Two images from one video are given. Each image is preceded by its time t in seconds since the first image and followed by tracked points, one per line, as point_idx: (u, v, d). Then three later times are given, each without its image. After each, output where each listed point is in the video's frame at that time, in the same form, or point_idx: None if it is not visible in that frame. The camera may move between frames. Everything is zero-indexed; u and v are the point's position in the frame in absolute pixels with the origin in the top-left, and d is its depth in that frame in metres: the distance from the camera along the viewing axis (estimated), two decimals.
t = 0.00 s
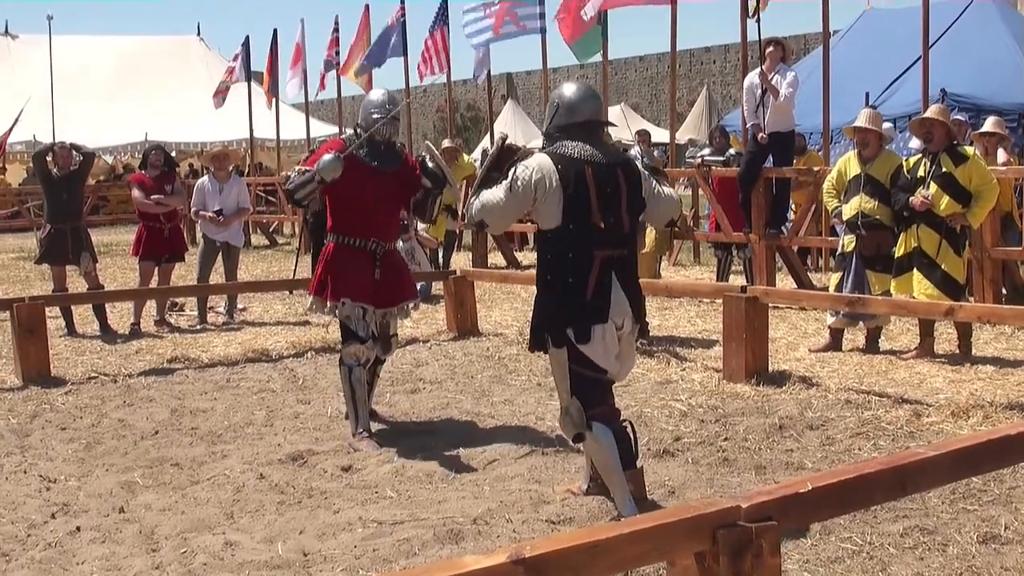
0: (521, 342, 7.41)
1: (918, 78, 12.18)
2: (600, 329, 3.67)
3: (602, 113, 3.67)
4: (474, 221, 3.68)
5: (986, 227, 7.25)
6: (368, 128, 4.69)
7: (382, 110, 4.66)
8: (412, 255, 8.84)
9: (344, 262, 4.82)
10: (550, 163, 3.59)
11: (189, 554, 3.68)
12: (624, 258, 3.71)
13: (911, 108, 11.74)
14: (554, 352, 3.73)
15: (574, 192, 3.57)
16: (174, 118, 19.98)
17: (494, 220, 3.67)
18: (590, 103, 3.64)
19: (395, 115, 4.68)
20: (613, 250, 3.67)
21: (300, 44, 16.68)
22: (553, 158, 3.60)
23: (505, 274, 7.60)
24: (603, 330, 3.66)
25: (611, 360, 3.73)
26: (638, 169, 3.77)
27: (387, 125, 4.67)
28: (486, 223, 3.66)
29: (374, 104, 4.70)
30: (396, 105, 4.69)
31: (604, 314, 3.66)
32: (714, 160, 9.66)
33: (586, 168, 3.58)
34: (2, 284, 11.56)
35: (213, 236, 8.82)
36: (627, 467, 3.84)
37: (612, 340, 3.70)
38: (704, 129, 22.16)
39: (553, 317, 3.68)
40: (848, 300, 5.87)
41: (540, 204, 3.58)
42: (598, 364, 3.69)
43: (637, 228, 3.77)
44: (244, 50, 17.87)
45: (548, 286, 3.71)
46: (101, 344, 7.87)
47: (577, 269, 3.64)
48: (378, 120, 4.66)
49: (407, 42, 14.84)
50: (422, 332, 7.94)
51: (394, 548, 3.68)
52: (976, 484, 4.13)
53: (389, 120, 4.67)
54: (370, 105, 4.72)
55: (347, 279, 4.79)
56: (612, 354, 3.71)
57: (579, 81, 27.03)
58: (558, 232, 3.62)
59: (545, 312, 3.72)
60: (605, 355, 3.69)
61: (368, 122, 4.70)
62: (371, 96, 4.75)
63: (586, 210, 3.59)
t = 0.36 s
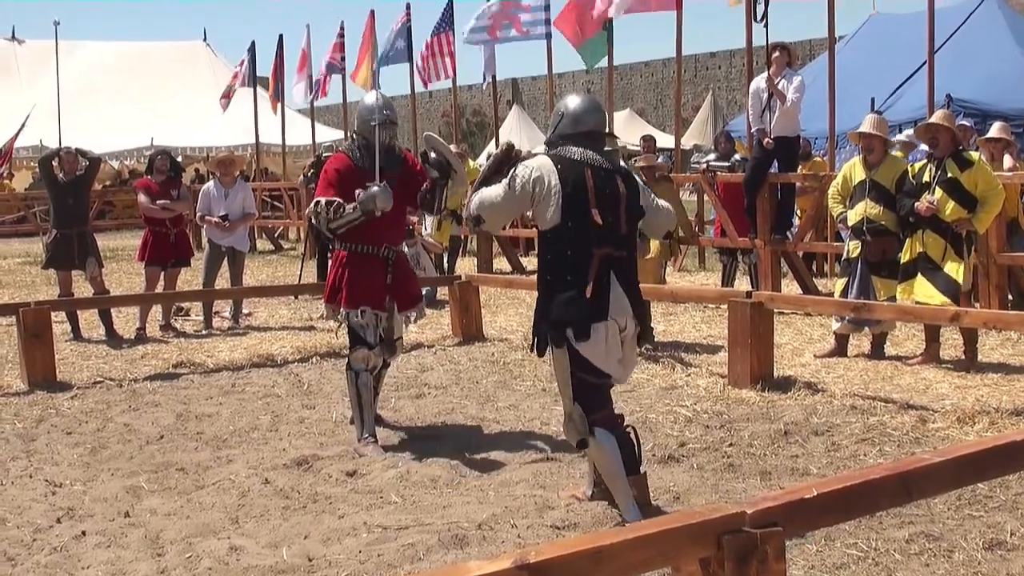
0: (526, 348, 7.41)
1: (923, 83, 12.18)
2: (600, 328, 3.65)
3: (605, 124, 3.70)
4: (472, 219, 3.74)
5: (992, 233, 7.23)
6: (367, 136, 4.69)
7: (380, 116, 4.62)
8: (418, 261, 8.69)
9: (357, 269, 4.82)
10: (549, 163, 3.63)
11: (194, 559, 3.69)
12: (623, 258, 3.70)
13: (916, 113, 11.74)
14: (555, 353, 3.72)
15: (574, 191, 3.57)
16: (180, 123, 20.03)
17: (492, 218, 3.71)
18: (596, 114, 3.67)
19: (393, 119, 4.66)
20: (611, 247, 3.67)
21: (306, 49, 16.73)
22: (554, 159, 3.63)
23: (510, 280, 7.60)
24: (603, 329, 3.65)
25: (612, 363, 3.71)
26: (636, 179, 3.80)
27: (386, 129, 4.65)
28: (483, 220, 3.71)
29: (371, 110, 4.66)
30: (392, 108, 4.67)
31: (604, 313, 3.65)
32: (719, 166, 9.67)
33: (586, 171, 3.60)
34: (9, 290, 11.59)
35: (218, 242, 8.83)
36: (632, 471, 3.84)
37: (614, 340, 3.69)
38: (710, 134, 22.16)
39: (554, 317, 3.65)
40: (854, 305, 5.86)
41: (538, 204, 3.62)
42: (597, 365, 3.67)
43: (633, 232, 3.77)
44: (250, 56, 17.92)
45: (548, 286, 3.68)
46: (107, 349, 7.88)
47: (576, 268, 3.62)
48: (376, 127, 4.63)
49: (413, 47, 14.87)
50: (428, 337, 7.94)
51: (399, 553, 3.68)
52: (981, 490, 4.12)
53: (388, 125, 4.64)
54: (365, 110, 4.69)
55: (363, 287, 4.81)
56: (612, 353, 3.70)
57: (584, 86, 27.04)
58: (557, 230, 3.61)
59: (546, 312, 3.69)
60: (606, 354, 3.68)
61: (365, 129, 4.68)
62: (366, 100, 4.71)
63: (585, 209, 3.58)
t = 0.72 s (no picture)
0: (532, 353, 7.41)
1: (929, 89, 12.17)
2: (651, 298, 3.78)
3: (608, 132, 3.76)
4: (535, 198, 3.40)
5: (998, 238, 7.22)
6: (383, 147, 4.73)
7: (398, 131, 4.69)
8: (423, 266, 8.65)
9: (361, 272, 4.84)
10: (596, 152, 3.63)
11: (200, 564, 3.69)
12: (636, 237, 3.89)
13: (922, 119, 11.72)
14: (578, 344, 3.67)
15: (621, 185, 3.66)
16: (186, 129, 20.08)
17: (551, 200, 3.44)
18: (602, 121, 3.73)
19: (409, 134, 4.72)
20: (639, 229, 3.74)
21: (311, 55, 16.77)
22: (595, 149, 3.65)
23: (515, 286, 7.60)
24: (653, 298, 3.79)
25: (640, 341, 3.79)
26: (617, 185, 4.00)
27: (403, 142, 4.71)
28: (548, 200, 3.42)
29: (389, 123, 4.73)
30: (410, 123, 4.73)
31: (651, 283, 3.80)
32: (725, 172, 9.69)
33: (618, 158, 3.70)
34: (15, 295, 11.62)
35: (224, 247, 8.85)
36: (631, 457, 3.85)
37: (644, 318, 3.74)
38: (715, 140, 22.15)
39: (590, 291, 3.65)
40: (860, 311, 5.85)
41: (593, 188, 3.54)
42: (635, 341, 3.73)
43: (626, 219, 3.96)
44: (255, 62, 17.96)
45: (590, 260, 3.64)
46: (113, 354, 7.89)
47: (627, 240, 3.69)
48: (393, 139, 4.71)
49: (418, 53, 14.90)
50: (433, 343, 7.94)
51: (404, 559, 3.68)
52: (988, 497, 4.11)
53: (404, 139, 4.72)
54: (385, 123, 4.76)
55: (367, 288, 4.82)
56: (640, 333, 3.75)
57: (590, 92, 27.06)
58: (613, 206, 3.61)
59: (577, 288, 3.68)
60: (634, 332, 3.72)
61: (382, 141, 4.73)
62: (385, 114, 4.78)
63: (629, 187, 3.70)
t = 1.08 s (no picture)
0: (538, 359, 7.42)
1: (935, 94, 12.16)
2: (649, 319, 3.74)
3: (607, 128, 3.75)
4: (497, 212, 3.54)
5: (1004, 243, 7.20)
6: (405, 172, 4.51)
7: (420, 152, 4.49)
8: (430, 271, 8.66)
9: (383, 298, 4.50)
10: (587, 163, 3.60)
11: (206, 570, 3.69)
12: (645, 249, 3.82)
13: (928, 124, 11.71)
14: (583, 356, 3.68)
15: (612, 186, 3.60)
16: (192, 135, 20.13)
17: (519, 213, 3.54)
18: (600, 119, 3.72)
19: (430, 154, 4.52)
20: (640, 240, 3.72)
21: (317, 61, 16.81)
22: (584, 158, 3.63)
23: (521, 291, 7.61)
24: (651, 319, 3.74)
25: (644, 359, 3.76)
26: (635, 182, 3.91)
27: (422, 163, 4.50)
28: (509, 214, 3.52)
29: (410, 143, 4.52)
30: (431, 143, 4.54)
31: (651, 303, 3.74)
32: (731, 178, 9.69)
33: (613, 166, 3.66)
34: (22, 301, 11.65)
35: (230, 253, 8.86)
36: (654, 470, 3.78)
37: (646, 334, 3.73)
38: (721, 146, 22.15)
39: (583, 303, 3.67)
40: (866, 317, 5.84)
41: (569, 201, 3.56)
42: (637, 359, 3.71)
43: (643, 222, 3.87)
44: (262, 68, 18.02)
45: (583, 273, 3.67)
46: (119, 359, 7.91)
47: (623, 256, 3.65)
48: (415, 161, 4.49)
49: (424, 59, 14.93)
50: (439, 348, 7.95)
51: (410, 564, 3.68)
52: (994, 502, 4.10)
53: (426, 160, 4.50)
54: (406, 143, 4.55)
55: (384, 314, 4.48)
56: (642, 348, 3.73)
57: (596, 98, 27.08)
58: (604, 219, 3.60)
59: (573, 300, 3.71)
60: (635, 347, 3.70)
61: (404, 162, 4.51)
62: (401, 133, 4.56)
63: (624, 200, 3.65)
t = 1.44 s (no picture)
0: (543, 364, 7.42)
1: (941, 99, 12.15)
2: (624, 353, 3.47)
3: (639, 137, 3.59)
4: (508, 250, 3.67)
5: (1011, 248, 7.19)
6: (410, 159, 4.28)
7: (429, 138, 4.24)
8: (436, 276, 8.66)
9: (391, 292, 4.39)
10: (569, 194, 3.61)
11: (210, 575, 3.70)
12: (655, 275, 3.48)
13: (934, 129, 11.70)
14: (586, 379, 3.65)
15: (587, 220, 3.49)
16: (198, 140, 20.17)
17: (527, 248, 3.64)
18: (627, 129, 3.57)
19: (439, 142, 4.26)
20: (649, 267, 3.47)
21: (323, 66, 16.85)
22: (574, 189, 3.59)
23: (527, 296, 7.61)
24: (624, 353, 3.47)
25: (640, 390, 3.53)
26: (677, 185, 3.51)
27: (432, 152, 4.25)
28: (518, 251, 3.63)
29: (417, 131, 4.26)
30: (439, 131, 4.27)
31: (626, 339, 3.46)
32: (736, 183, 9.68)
33: (602, 195, 3.46)
34: (28, 306, 11.68)
35: (236, 257, 8.88)
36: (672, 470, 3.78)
37: (643, 364, 3.48)
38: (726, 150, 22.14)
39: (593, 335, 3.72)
40: (872, 322, 5.83)
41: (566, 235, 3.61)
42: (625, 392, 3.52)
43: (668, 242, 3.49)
44: (268, 73, 18.05)
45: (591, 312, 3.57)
46: (125, 364, 7.93)
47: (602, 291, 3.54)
48: (420, 150, 4.25)
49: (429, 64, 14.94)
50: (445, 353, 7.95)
51: (415, 569, 3.68)
52: (1001, 507, 4.09)
53: (434, 149, 4.26)
54: (410, 130, 4.29)
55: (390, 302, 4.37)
56: (646, 379, 3.52)
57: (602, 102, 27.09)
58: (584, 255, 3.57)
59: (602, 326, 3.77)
60: (632, 382, 3.50)
61: (407, 149, 4.28)
62: (408, 119, 4.32)
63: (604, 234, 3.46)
